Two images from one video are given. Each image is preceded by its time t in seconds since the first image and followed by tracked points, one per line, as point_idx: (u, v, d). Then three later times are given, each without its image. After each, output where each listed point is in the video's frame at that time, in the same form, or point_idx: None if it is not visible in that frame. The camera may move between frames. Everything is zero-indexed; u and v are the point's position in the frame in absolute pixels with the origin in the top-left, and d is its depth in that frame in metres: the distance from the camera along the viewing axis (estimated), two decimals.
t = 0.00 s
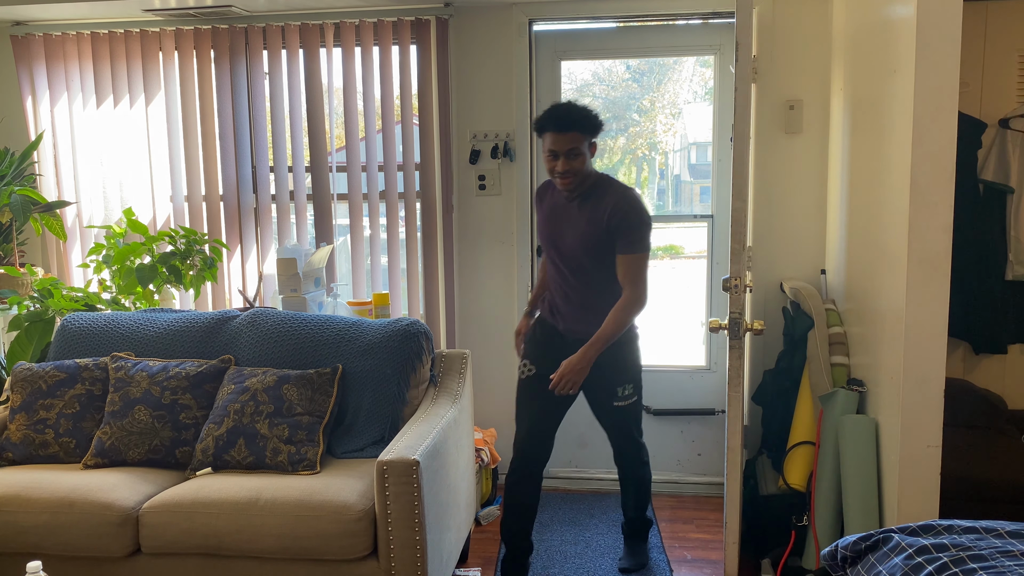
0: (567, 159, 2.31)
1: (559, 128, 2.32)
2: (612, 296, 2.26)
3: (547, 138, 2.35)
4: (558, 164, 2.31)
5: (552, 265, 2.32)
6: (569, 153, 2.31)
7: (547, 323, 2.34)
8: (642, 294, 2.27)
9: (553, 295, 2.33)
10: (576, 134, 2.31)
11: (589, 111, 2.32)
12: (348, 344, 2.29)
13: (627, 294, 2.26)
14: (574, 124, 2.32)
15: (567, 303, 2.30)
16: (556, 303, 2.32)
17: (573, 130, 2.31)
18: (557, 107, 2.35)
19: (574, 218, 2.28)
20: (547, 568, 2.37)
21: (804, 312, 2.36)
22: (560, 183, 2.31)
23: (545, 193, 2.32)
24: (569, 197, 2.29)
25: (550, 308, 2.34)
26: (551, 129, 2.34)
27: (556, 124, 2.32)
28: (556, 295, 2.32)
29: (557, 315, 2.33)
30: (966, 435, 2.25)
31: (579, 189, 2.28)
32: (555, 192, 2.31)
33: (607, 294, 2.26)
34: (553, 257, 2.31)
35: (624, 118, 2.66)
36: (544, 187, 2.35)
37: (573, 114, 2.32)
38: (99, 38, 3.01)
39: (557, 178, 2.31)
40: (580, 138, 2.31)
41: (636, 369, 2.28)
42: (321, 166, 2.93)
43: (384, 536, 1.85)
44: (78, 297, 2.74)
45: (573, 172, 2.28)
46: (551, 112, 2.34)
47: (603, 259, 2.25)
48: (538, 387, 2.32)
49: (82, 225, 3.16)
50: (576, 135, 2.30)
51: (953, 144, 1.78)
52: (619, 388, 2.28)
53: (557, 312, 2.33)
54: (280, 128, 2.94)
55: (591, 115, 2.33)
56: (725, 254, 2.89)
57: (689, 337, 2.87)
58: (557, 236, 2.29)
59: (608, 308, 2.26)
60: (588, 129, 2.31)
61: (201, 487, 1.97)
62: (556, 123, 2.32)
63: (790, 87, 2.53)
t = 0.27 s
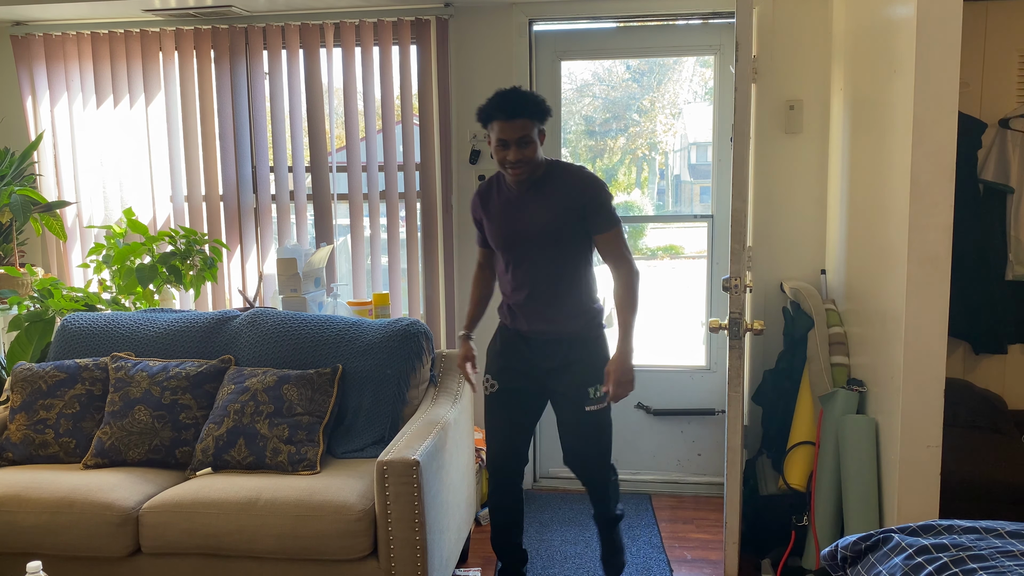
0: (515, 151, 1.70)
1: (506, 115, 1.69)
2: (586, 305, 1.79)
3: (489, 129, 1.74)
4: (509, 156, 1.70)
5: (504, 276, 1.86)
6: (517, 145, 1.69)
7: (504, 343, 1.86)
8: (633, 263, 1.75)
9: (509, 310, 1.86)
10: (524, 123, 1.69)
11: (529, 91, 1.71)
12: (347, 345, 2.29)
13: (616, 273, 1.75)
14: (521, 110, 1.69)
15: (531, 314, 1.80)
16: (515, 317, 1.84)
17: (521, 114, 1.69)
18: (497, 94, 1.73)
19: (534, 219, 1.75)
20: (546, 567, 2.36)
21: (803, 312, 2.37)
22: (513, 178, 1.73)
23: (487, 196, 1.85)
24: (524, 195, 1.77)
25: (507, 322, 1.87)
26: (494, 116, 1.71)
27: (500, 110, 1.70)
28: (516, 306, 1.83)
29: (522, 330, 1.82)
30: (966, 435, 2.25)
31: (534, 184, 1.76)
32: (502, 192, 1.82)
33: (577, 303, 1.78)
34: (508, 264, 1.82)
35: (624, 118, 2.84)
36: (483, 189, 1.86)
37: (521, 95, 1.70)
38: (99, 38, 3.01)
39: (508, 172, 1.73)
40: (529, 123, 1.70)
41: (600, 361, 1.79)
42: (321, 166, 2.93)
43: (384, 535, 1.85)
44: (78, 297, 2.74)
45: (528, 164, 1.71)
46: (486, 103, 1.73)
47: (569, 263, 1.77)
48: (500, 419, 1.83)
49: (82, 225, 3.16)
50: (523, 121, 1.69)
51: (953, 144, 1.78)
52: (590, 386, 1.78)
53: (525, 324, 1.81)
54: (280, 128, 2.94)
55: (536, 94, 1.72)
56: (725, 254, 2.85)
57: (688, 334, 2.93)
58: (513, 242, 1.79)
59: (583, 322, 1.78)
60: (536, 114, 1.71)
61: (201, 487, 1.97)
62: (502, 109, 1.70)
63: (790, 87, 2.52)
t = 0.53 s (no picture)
0: (509, 148, 1.62)
1: (497, 110, 1.62)
2: (572, 307, 1.71)
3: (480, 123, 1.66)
4: (502, 151, 1.62)
5: (484, 276, 1.76)
6: (511, 141, 1.62)
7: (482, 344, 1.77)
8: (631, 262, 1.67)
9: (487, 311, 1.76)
10: (515, 116, 1.62)
11: (520, 85, 1.65)
12: (347, 344, 2.29)
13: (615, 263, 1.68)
14: (512, 103, 1.62)
15: (513, 317, 1.71)
16: (497, 320, 1.74)
17: (513, 108, 1.62)
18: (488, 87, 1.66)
19: (522, 221, 1.68)
20: (546, 567, 2.36)
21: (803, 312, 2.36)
22: (504, 176, 1.65)
23: (471, 191, 1.75)
24: (511, 194, 1.70)
25: (484, 323, 1.77)
26: (485, 110, 1.63)
27: (492, 103, 1.63)
28: (496, 307, 1.74)
29: (501, 333, 1.73)
30: (966, 435, 2.25)
31: (523, 183, 1.68)
32: (487, 189, 1.73)
33: (563, 307, 1.69)
34: (491, 264, 1.73)
35: (624, 118, 2.84)
36: (465, 183, 1.76)
37: (511, 88, 1.63)
38: (99, 38, 3.01)
39: (498, 169, 1.64)
40: (520, 117, 1.62)
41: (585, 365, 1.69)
42: (321, 166, 2.93)
43: (384, 536, 1.85)
44: (78, 297, 2.74)
45: (520, 161, 1.63)
46: (478, 97, 1.66)
47: (556, 264, 1.69)
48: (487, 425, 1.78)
49: (82, 225, 3.16)
50: (516, 114, 1.62)
51: (953, 144, 1.78)
52: (572, 392, 1.66)
53: (504, 327, 1.72)
54: (280, 128, 2.94)
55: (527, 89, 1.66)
56: (725, 254, 2.86)
57: (688, 334, 2.93)
58: (498, 242, 1.71)
59: (569, 326, 1.69)
60: (528, 109, 1.65)
61: (201, 487, 1.97)
62: (493, 103, 1.62)
63: (791, 87, 2.53)
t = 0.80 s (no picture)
0: (535, 163, 1.40)
1: (528, 118, 1.41)
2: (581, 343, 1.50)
3: (508, 130, 1.44)
4: (532, 166, 1.40)
5: (488, 300, 1.54)
6: (541, 154, 1.41)
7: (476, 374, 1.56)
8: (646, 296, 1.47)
9: (485, 339, 1.55)
10: (548, 129, 1.41)
11: (557, 95, 1.44)
12: (347, 344, 2.29)
13: (625, 296, 1.48)
14: (545, 114, 1.41)
15: (513, 348, 1.50)
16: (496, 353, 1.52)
17: (547, 118, 1.41)
18: (521, 92, 1.44)
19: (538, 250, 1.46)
20: (546, 567, 2.36)
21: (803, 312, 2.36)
22: (530, 194, 1.43)
23: (483, 203, 1.52)
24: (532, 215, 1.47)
25: (480, 351, 1.56)
26: (516, 118, 1.42)
27: (524, 110, 1.42)
28: (496, 335, 1.52)
29: (500, 365, 1.51)
30: (966, 435, 2.25)
31: (547, 204, 1.46)
32: (503, 204, 1.49)
33: (572, 344, 1.48)
34: (498, 288, 1.50)
35: (624, 118, 2.84)
36: (478, 195, 1.53)
37: (546, 96, 1.42)
38: (99, 38, 3.01)
39: (525, 185, 1.43)
40: (554, 129, 1.41)
41: (588, 398, 1.48)
42: (320, 166, 2.93)
43: (384, 535, 1.85)
44: (78, 297, 2.74)
45: (549, 179, 1.42)
46: (509, 101, 1.44)
47: (569, 297, 1.48)
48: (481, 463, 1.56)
49: (82, 225, 3.16)
50: (551, 126, 1.41)
51: (953, 143, 1.78)
52: (565, 421, 1.45)
53: (502, 359, 1.51)
54: (280, 128, 2.94)
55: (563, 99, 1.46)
56: (725, 254, 2.86)
57: (688, 334, 2.93)
58: (508, 267, 1.48)
59: (578, 368, 1.49)
60: (564, 123, 1.43)
61: (201, 487, 1.97)
62: (524, 110, 1.42)
63: (791, 87, 2.52)
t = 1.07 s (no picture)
0: (547, 159, 1.29)
1: (541, 110, 1.29)
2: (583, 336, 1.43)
3: (518, 123, 1.32)
4: (542, 165, 1.29)
5: (485, 291, 1.44)
6: (555, 150, 1.30)
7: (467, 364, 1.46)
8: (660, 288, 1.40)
9: (480, 333, 1.45)
10: (562, 122, 1.29)
11: (573, 84, 1.33)
12: (347, 344, 2.29)
13: (639, 287, 1.41)
14: (560, 107, 1.30)
15: (510, 345, 1.41)
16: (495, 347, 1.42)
17: (563, 112, 1.30)
18: (534, 80, 1.33)
19: (545, 243, 1.36)
20: (546, 567, 2.36)
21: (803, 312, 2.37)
22: (539, 194, 1.32)
23: (486, 191, 1.41)
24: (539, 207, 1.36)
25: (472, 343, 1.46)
26: (526, 109, 1.31)
27: (535, 102, 1.30)
28: (493, 330, 1.43)
29: (495, 362, 1.42)
30: (966, 434, 2.25)
31: (557, 200, 1.36)
32: (507, 194, 1.39)
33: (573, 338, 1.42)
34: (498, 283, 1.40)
35: (624, 118, 2.84)
36: (481, 180, 1.42)
37: (561, 87, 1.31)
38: (99, 38, 3.01)
39: (534, 185, 1.31)
40: (570, 123, 1.30)
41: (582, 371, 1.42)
42: (320, 166, 2.93)
43: (384, 535, 1.85)
44: (78, 297, 2.74)
45: (561, 178, 1.30)
46: (520, 90, 1.32)
47: (573, 294, 1.40)
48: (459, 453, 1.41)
49: (82, 225, 3.16)
50: (566, 120, 1.30)
51: (954, 143, 1.78)
52: (556, 394, 1.40)
53: (497, 356, 1.42)
54: (280, 128, 2.94)
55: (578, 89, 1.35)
56: (725, 253, 2.86)
57: (688, 334, 2.94)
58: (511, 260, 1.38)
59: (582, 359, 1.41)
60: (579, 116, 1.32)
61: (201, 487, 1.97)
62: (537, 100, 1.30)
63: (791, 87, 2.53)
